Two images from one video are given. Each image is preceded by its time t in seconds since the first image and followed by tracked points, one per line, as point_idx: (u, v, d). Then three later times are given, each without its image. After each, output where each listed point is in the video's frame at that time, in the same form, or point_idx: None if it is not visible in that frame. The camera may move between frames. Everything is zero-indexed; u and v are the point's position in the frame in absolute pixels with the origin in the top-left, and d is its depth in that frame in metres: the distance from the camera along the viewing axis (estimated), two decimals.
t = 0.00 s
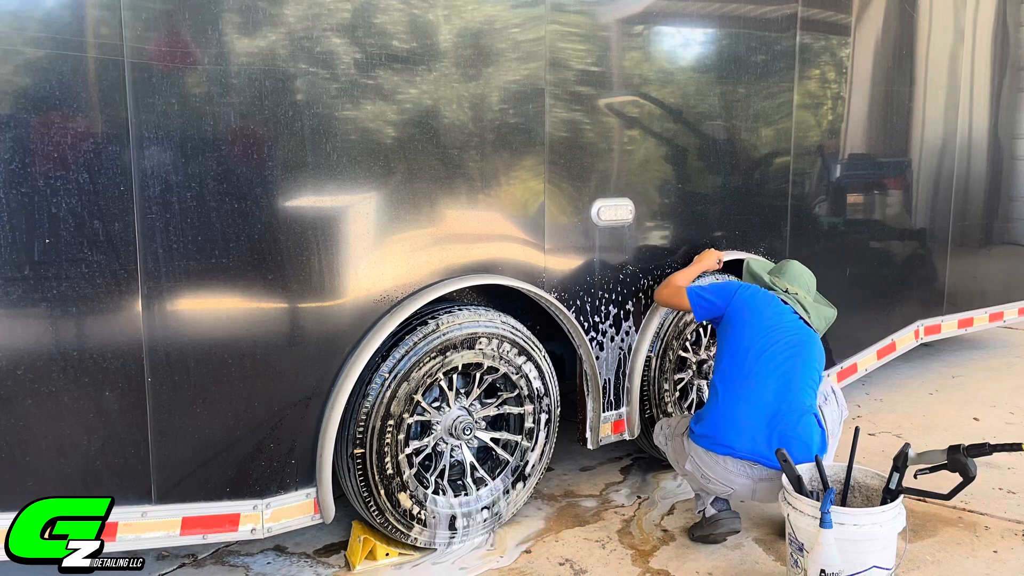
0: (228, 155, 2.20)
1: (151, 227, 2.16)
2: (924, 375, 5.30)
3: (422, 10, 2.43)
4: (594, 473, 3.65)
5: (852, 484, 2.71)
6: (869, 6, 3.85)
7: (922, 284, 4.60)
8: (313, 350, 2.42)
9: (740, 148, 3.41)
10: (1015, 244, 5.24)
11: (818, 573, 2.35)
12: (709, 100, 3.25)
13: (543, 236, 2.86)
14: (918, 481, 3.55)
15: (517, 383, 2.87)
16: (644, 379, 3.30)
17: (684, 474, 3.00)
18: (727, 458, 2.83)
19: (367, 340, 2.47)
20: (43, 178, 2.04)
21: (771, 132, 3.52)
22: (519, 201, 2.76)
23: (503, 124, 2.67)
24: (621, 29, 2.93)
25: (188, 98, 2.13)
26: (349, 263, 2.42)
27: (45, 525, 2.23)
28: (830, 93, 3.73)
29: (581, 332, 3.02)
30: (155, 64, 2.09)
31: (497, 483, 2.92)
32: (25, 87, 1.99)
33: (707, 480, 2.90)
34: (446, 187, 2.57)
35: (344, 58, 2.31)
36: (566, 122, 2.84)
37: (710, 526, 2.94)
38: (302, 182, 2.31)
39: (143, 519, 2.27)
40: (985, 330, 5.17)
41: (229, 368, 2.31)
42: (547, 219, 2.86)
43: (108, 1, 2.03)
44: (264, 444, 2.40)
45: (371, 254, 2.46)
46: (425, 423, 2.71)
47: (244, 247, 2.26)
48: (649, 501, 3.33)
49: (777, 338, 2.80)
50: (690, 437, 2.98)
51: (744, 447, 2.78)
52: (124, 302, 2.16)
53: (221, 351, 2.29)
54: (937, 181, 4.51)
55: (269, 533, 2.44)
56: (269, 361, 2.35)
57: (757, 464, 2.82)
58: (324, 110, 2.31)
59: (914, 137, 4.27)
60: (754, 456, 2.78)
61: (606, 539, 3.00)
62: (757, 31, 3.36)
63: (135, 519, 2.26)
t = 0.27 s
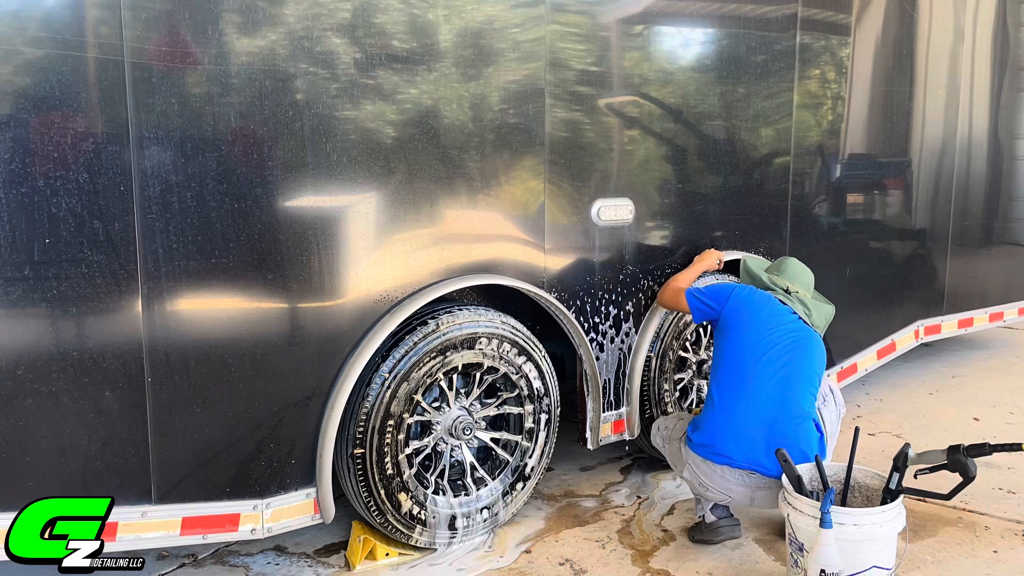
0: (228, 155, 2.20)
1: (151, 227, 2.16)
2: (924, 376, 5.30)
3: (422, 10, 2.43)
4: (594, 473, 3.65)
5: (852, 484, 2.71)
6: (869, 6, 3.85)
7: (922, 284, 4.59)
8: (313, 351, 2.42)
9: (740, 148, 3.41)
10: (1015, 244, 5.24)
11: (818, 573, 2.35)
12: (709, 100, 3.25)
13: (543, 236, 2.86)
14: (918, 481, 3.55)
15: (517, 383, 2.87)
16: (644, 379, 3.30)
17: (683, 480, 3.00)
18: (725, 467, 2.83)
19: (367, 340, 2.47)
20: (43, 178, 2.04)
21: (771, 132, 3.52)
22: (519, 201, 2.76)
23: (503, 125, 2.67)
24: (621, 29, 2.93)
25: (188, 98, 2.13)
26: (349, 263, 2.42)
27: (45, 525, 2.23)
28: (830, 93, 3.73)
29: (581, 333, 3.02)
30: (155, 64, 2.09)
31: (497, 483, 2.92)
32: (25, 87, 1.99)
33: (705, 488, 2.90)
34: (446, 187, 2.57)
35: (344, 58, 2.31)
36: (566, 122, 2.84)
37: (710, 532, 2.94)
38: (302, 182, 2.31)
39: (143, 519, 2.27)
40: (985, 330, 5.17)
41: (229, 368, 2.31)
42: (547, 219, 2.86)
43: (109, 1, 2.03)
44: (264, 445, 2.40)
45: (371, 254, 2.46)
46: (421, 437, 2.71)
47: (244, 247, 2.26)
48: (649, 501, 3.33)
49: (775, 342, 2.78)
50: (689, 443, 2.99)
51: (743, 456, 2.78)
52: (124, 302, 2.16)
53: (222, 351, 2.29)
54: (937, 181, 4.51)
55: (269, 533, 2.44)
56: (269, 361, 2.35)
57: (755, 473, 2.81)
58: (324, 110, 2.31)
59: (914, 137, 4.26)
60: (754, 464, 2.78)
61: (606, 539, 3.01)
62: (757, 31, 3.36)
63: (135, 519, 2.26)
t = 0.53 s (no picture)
0: (228, 155, 2.20)
1: (151, 227, 2.15)
2: (924, 375, 5.30)
3: (422, 11, 2.43)
4: (594, 472, 3.65)
5: (852, 484, 2.71)
6: (869, 6, 3.85)
7: (922, 284, 4.60)
8: (313, 350, 2.42)
9: (740, 148, 3.41)
10: (1015, 244, 5.24)
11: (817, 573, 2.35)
12: (709, 100, 3.25)
13: (543, 236, 2.86)
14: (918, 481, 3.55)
15: (517, 383, 2.87)
16: (644, 379, 3.30)
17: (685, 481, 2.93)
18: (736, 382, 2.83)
19: (367, 340, 2.47)
20: (43, 178, 2.04)
21: (771, 132, 3.52)
22: (519, 201, 2.76)
23: (503, 125, 2.67)
24: (621, 29, 2.93)
25: (188, 98, 2.13)
26: (349, 263, 2.42)
27: (45, 525, 2.23)
28: (829, 93, 3.73)
29: (581, 332, 3.02)
30: (155, 64, 2.09)
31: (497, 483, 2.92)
32: (25, 87, 1.99)
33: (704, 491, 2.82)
34: (446, 188, 2.57)
35: (344, 58, 2.31)
36: (566, 122, 2.84)
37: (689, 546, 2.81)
38: (302, 182, 2.31)
39: (143, 519, 2.27)
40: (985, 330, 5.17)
41: (229, 368, 2.31)
42: (547, 218, 2.86)
43: (108, 1, 2.03)
44: (263, 444, 2.40)
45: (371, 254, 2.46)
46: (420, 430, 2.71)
47: (244, 246, 2.26)
48: (649, 501, 3.33)
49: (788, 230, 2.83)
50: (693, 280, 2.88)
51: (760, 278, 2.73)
52: (124, 302, 2.16)
53: (221, 351, 2.29)
54: (937, 181, 4.51)
55: (269, 533, 2.44)
56: (269, 360, 2.35)
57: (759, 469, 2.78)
58: (324, 110, 2.31)
59: (914, 137, 4.26)
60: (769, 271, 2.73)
61: (606, 539, 3.01)
62: (757, 31, 3.36)
63: (135, 519, 2.26)
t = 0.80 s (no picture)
0: (229, 155, 2.20)
1: (151, 227, 2.15)
2: (924, 376, 5.30)
3: (422, 10, 2.43)
4: (594, 472, 3.65)
5: (852, 484, 2.71)
6: (869, 6, 3.85)
7: (922, 284, 4.60)
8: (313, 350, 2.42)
9: (740, 148, 3.41)
10: (1015, 244, 5.24)
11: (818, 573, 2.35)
12: (709, 100, 3.25)
13: (543, 236, 2.86)
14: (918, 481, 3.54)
15: (517, 383, 2.87)
16: (644, 379, 3.30)
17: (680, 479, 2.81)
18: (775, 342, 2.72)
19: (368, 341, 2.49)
20: (44, 178, 2.03)
21: (771, 132, 3.52)
22: (519, 201, 2.77)
23: (503, 125, 2.67)
24: (621, 29, 2.93)
25: (189, 98, 2.13)
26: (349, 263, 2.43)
27: (45, 526, 2.22)
28: (829, 92, 3.73)
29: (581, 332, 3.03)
30: (155, 64, 2.09)
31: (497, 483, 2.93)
32: (25, 86, 1.98)
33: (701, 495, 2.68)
34: (446, 188, 2.58)
35: (344, 58, 2.31)
36: (565, 122, 2.84)
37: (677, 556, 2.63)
38: (302, 182, 2.31)
39: (143, 519, 2.27)
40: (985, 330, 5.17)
41: (229, 368, 2.31)
42: (546, 218, 2.86)
43: (108, 0, 2.03)
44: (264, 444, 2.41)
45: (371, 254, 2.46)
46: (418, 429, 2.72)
47: (244, 247, 2.26)
48: (649, 501, 3.33)
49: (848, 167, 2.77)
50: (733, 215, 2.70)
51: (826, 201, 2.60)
52: (124, 302, 2.16)
53: (221, 351, 2.29)
54: (937, 181, 4.51)
55: (269, 533, 2.46)
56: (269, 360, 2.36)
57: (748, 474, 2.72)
58: (324, 110, 2.31)
59: (914, 137, 4.26)
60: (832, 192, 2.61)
61: (606, 539, 3.01)
62: (757, 31, 3.36)
63: (135, 519, 2.26)
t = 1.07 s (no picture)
0: (228, 155, 2.20)
1: (151, 227, 2.15)
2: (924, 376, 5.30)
3: (422, 10, 2.43)
4: (594, 472, 3.65)
5: (852, 484, 2.71)
6: (869, 6, 3.85)
7: (922, 284, 4.59)
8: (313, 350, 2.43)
9: (740, 148, 3.41)
10: (1015, 244, 5.24)
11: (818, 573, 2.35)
12: (709, 100, 3.25)
13: (543, 236, 2.86)
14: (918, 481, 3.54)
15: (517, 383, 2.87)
16: (644, 379, 3.30)
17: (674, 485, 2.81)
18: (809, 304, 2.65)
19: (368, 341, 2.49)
20: (44, 178, 2.03)
21: (771, 132, 3.52)
22: (519, 201, 2.77)
23: (503, 125, 2.67)
24: (621, 28, 2.93)
25: (189, 98, 2.13)
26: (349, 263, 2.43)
27: (45, 525, 2.22)
28: (830, 92, 3.73)
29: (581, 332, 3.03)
30: (155, 64, 2.09)
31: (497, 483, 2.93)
32: (25, 86, 1.98)
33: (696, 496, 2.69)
34: (446, 188, 2.57)
35: (344, 58, 2.31)
36: (565, 121, 2.84)
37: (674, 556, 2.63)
38: (302, 182, 2.31)
39: (143, 519, 2.27)
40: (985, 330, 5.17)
41: (229, 368, 2.31)
42: (546, 218, 2.86)
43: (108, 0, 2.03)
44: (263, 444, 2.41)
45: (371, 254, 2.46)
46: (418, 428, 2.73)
47: (244, 247, 2.27)
48: (649, 501, 3.33)
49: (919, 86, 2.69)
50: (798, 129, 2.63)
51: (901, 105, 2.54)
52: (124, 303, 2.16)
53: (221, 350, 2.29)
54: (937, 181, 4.51)
55: (269, 533, 2.47)
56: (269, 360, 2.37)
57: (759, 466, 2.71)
58: (324, 110, 2.31)
59: (914, 137, 4.27)
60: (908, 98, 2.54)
61: (606, 539, 3.01)
62: (757, 31, 3.36)
63: (135, 519, 2.26)
